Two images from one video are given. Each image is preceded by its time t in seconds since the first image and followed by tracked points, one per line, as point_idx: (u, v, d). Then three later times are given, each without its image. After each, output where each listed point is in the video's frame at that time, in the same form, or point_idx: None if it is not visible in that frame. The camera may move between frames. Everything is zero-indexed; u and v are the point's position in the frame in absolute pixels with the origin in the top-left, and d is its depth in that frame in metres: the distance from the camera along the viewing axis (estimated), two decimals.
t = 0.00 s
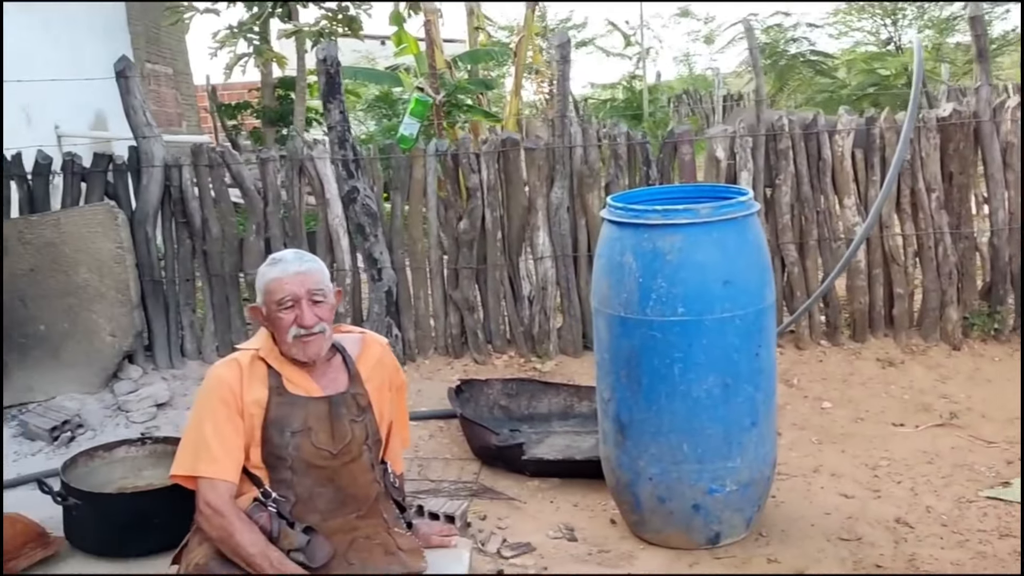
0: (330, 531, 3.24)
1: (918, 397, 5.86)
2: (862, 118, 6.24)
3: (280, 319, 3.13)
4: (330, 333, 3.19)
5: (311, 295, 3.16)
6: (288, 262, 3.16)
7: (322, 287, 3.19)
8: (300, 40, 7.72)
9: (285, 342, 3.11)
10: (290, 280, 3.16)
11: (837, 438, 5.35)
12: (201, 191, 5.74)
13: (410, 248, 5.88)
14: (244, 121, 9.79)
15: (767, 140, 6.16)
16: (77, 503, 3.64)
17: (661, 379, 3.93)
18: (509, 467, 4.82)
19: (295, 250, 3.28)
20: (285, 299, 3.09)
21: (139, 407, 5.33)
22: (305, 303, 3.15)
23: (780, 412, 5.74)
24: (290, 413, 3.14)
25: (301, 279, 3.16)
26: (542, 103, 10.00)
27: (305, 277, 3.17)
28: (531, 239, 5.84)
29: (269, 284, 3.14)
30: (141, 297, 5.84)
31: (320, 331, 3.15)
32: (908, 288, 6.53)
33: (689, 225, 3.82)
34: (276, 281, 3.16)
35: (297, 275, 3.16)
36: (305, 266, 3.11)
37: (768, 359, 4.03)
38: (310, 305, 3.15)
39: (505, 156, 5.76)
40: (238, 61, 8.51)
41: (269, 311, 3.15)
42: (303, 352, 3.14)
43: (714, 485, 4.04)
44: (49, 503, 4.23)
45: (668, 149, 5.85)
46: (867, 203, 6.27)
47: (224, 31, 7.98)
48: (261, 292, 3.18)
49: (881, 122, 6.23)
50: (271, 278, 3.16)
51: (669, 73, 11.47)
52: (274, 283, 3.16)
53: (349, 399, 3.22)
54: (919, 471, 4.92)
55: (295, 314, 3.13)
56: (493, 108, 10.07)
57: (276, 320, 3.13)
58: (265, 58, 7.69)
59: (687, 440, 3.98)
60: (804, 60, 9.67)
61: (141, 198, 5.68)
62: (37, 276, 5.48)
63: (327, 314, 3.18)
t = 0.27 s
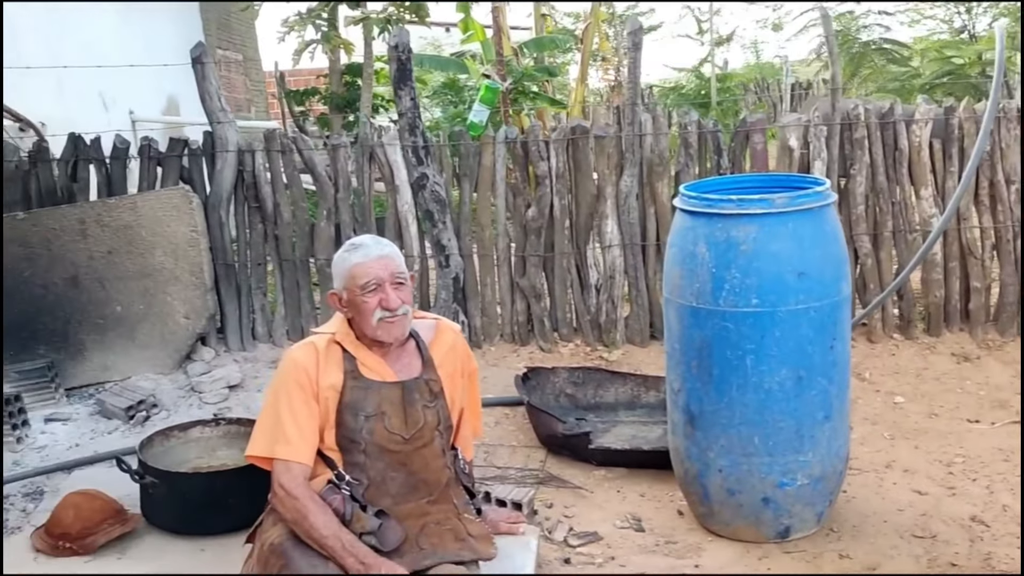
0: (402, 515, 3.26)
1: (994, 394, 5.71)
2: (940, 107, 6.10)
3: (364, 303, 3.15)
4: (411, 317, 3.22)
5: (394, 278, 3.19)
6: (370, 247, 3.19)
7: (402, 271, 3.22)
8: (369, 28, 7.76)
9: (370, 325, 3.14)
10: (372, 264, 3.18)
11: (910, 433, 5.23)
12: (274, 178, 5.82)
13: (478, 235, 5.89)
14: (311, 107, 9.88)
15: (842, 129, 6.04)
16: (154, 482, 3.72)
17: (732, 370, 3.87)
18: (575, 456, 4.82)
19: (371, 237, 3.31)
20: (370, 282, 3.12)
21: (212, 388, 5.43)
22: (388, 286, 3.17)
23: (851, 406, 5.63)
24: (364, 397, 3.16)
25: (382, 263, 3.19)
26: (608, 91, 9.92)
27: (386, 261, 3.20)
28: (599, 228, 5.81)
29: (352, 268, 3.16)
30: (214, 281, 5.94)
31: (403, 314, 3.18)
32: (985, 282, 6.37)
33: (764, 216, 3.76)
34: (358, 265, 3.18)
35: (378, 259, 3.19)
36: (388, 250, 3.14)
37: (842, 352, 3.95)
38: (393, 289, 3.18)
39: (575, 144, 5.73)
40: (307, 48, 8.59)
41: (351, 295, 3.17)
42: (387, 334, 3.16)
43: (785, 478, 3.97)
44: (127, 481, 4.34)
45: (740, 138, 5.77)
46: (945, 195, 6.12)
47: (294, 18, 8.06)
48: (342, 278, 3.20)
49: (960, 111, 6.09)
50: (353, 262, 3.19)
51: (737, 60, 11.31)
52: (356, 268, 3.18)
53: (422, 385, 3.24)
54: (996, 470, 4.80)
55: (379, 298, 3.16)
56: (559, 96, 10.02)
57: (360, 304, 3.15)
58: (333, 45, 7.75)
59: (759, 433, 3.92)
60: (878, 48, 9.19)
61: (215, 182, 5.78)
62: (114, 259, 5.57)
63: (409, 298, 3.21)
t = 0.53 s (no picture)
0: (458, 503, 3.25)
1: None
2: (1005, 97, 5.96)
3: (421, 289, 3.18)
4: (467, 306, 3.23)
5: (452, 267, 3.19)
6: (431, 233, 3.20)
7: (461, 260, 3.23)
8: (422, 17, 7.79)
9: (425, 312, 3.16)
10: (432, 251, 3.20)
11: (971, 429, 5.12)
12: (331, 167, 5.87)
13: (532, 224, 5.88)
14: (364, 96, 9.94)
15: (904, 118, 5.92)
16: (214, 465, 3.77)
17: (791, 362, 3.82)
18: (629, 447, 4.80)
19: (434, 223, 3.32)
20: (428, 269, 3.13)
21: (268, 374, 5.50)
22: (445, 274, 3.19)
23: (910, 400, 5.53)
24: (422, 384, 3.18)
25: (442, 250, 3.20)
26: (662, 80, 9.84)
27: (446, 249, 3.21)
28: (654, 218, 5.78)
29: (411, 254, 3.18)
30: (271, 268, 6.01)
31: (458, 303, 3.19)
32: None
33: (826, 206, 3.70)
34: (417, 251, 3.20)
35: (439, 246, 3.20)
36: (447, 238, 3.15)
37: (904, 345, 3.87)
38: (450, 277, 3.19)
39: (631, 133, 5.69)
40: (361, 37, 8.64)
41: (409, 281, 3.20)
42: (441, 322, 3.18)
43: (844, 472, 3.90)
44: (186, 464, 4.42)
45: (799, 127, 5.69)
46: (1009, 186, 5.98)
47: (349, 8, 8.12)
48: (402, 263, 3.22)
49: None
50: (413, 248, 3.21)
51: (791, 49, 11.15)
52: (415, 254, 3.20)
53: (479, 373, 3.24)
54: None
55: (435, 285, 3.17)
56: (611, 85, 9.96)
57: (417, 290, 3.18)
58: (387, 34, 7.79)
59: (817, 426, 3.85)
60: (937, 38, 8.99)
61: (273, 170, 5.85)
62: (173, 245, 5.65)
63: (466, 287, 3.22)
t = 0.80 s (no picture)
0: (493, 490, 3.24)
1: None
2: None
3: (454, 270, 3.18)
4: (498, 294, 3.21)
5: (488, 252, 3.18)
6: (474, 217, 3.21)
7: (500, 248, 3.21)
8: (456, 7, 7.79)
9: (454, 292, 3.16)
10: (471, 235, 3.20)
11: (1012, 422, 5.04)
12: (366, 156, 5.89)
13: (567, 214, 5.86)
14: (398, 86, 9.96)
15: (944, 107, 5.83)
16: (251, 451, 3.79)
17: (829, 353, 3.78)
18: (664, 437, 4.78)
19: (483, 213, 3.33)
20: (463, 250, 3.13)
21: (303, 361, 5.53)
22: (480, 258, 3.18)
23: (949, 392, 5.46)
24: (458, 371, 3.18)
25: (480, 236, 3.19)
26: (696, 69, 9.77)
27: (485, 235, 3.20)
28: (690, 207, 5.74)
29: (450, 234, 3.19)
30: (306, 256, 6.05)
31: (489, 288, 3.17)
32: None
33: (865, 195, 3.65)
34: (456, 232, 3.21)
35: (478, 231, 3.19)
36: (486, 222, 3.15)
37: (945, 336, 3.82)
38: (485, 261, 3.18)
39: (666, 122, 5.66)
40: (395, 26, 8.65)
41: (445, 260, 3.21)
42: (467, 305, 3.17)
43: (882, 464, 3.85)
44: (224, 450, 4.46)
45: (837, 116, 5.62)
46: None
47: None
48: (441, 243, 3.23)
49: None
50: (453, 229, 3.22)
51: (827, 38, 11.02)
52: (454, 234, 3.20)
53: (515, 360, 3.24)
54: None
55: (468, 267, 3.17)
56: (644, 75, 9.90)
57: (450, 270, 3.18)
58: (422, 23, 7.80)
59: (855, 416, 3.81)
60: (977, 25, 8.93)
61: (308, 158, 5.88)
62: (209, 233, 5.69)
63: (500, 275, 3.20)
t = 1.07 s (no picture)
0: (512, 474, 3.23)
1: None
2: None
3: (474, 251, 3.18)
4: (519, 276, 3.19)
5: (508, 234, 3.16)
6: (495, 199, 3.18)
7: (521, 231, 3.19)
8: None
9: (474, 273, 3.15)
10: (492, 216, 3.18)
11: None
12: (383, 143, 5.88)
13: (584, 201, 5.84)
14: (413, 73, 9.94)
15: (967, 94, 5.76)
16: (269, 436, 3.79)
17: (850, 341, 3.74)
18: (681, 425, 4.76)
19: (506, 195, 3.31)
20: (484, 231, 3.12)
21: (319, 347, 5.53)
22: (501, 240, 3.16)
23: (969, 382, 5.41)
24: (477, 355, 3.17)
25: (501, 218, 3.17)
26: (712, 57, 9.71)
27: (506, 217, 3.18)
28: (708, 194, 5.70)
29: (471, 216, 3.17)
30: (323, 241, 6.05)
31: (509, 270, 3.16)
32: None
33: (888, 181, 3.61)
34: (477, 214, 3.19)
35: (499, 213, 3.17)
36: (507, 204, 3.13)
37: (967, 325, 3.78)
38: (505, 243, 3.17)
39: (685, 108, 5.61)
40: (411, 12, 8.62)
41: (466, 242, 3.20)
42: (489, 285, 3.16)
43: (902, 453, 3.82)
44: (240, 434, 4.45)
45: (858, 103, 5.57)
46: None
47: None
48: (462, 225, 3.21)
49: None
50: (475, 210, 3.20)
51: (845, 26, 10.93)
52: (475, 215, 3.19)
53: (534, 344, 3.23)
54: None
55: (489, 249, 3.16)
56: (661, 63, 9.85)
57: (470, 251, 3.17)
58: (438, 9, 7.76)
59: (876, 405, 3.78)
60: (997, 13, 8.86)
61: (325, 144, 5.87)
62: (226, 218, 5.69)
63: (521, 257, 3.18)
